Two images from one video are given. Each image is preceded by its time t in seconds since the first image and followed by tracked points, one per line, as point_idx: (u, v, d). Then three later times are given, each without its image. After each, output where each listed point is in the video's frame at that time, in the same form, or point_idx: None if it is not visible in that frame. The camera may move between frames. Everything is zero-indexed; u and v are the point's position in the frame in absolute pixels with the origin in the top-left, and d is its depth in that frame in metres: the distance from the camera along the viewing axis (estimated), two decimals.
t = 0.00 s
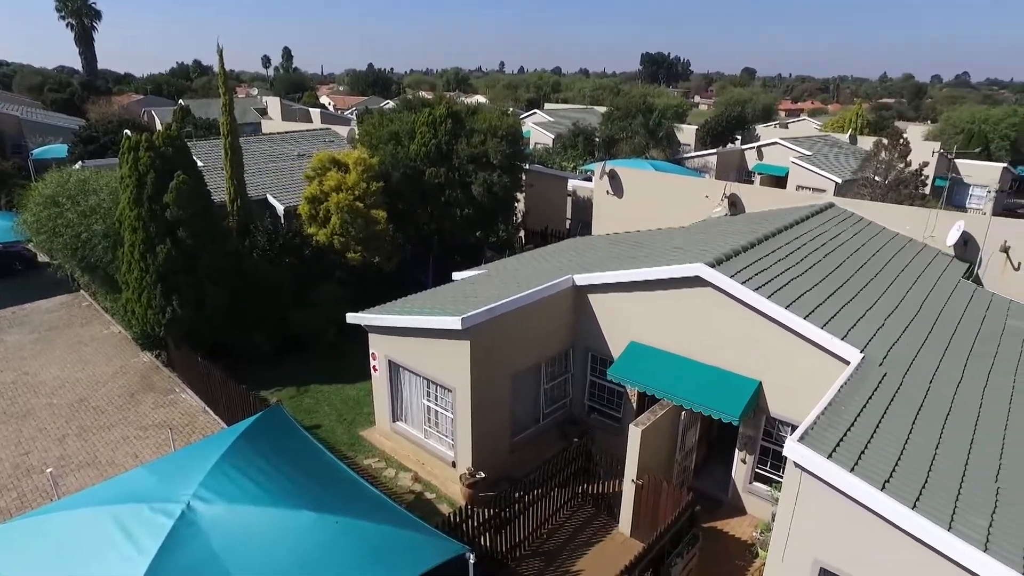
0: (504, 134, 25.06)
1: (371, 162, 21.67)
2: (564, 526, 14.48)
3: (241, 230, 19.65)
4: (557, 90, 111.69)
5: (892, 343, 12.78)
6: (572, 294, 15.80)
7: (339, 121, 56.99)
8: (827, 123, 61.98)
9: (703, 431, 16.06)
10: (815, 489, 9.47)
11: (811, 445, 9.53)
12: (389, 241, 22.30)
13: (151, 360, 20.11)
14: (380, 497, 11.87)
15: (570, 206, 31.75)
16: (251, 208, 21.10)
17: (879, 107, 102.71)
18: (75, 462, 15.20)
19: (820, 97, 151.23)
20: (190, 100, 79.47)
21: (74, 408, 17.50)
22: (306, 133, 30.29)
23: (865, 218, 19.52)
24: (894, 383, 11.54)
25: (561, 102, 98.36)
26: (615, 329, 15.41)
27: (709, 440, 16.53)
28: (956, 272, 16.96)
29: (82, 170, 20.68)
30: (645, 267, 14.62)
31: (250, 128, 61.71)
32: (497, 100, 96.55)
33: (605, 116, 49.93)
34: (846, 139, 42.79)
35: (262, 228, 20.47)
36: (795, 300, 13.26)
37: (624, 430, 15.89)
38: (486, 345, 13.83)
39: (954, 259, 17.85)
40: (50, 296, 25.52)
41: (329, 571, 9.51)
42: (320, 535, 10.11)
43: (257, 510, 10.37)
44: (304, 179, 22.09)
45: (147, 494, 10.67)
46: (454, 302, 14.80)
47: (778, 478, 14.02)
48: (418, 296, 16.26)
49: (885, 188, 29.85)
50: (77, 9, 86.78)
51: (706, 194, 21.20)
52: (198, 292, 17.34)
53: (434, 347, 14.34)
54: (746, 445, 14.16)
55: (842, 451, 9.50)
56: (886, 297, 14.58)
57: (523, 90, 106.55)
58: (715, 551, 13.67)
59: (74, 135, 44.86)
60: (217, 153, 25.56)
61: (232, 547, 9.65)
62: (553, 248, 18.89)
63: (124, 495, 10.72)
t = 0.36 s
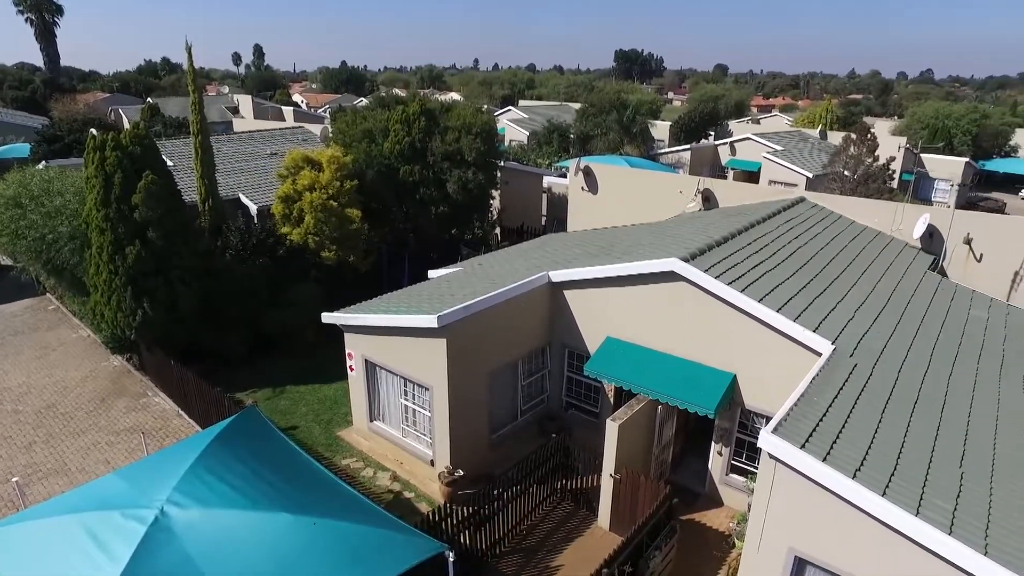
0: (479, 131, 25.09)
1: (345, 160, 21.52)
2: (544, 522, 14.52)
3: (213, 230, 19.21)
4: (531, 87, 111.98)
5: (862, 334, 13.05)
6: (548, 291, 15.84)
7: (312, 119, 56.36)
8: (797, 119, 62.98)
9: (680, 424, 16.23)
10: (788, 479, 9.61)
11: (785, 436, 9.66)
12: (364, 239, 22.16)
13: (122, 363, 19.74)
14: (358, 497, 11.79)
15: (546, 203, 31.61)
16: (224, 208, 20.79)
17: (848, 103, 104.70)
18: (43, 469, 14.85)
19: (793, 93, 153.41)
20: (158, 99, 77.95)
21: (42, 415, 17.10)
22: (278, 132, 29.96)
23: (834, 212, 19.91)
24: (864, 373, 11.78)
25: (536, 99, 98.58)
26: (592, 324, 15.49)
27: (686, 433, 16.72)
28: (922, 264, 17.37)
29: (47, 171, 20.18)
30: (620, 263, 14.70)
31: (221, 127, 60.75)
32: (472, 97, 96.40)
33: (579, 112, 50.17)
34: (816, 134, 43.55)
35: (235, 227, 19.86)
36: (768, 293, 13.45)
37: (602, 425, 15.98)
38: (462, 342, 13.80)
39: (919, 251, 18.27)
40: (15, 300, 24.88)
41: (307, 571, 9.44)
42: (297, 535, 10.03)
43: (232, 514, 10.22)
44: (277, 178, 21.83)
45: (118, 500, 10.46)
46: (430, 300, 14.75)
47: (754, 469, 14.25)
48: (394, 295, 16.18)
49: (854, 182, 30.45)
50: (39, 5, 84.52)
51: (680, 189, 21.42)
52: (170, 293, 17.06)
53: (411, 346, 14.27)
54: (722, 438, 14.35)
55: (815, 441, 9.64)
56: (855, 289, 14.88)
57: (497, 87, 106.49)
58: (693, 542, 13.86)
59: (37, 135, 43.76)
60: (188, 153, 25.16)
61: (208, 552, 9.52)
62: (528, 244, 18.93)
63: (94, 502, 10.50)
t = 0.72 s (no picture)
0: (454, 128, 25.14)
1: (319, 159, 21.35)
2: (524, 518, 14.55)
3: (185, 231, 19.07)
4: (507, 84, 111.92)
5: (834, 326, 13.27)
6: (525, 287, 15.85)
7: (285, 117, 55.75)
8: (770, 114, 63.80)
9: (658, 418, 16.36)
10: (763, 469, 9.72)
11: (760, 428, 9.77)
12: (339, 239, 22.00)
13: (93, 368, 19.37)
14: (338, 497, 11.71)
15: (522, 200, 31.42)
16: (196, 207, 20.49)
17: (820, 99, 106.36)
18: (12, 478, 14.51)
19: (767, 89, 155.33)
20: (126, 97, 76.33)
21: (10, 422, 16.70)
22: (250, 130, 29.58)
23: (806, 206, 20.20)
24: (837, 365, 11.98)
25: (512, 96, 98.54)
26: (569, 321, 15.54)
27: (664, 427, 16.88)
28: (892, 257, 17.72)
29: (11, 171, 19.70)
30: (597, 259, 14.75)
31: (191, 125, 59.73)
32: (448, 94, 96.04)
33: (555, 109, 50.29)
34: (788, 130, 44.21)
35: (207, 227, 19.79)
36: (742, 287, 13.61)
37: (581, 421, 16.06)
38: (440, 340, 13.76)
39: (889, 244, 18.63)
40: None
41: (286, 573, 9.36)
42: (275, 537, 9.93)
43: (209, 518, 10.09)
44: (250, 177, 21.59)
45: (90, 508, 10.28)
46: (406, 298, 14.68)
47: (731, 461, 14.45)
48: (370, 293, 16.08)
49: (825, 176, 30.97)
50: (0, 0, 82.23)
51: (655, 185, 21.59)
52: (141, 295, 16.75)
53: (389, 345, 14.20)
54: (700, 431, 14.51)
55: (790, 433, 9.77)
56: (827, 282, 15.13)
57: (473, 84, 106.25)
58: (672, 535, 14.01)
59: None
60: (158, 152, 24.74)
61: (185, 557, 9.39)
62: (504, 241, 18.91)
63: (65, 510, 10.30)
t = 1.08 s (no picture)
0: (429, 126, 25.19)
1: (294, 157, 21.14)
2: (506, 515, 14.56)
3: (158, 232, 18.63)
4: (483, 82, 111.77)
5: (808, 319, 13.47)
6: (504, 285, 15.85)
7: (259, 116, 55.10)
8: (744, 111, 64.53)
9: (637, 413, 16.48)
10: (742, 461, 9.81)
11: (738, 421, 9.86)
12: (315, 238, 21.85)
13: (64, 373, 18.98)
14: (319, 498, 11.60)
15: (499, 197, 31.30)
16: (168, 208, 20.18)
17: (792, 95, 107.85)
18: None
19: (741, 85, 157.06)
20: (93, 96, 74.71)
21: None
22: (223, 129, 29.19)
23: (780, 201, 20.48)
24: (812, 357, 12.16)
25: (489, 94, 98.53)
26: (548, 318, 15.57)
27: (643, 421, 17.02)
28: (864, 250, 18.04)
29: None
30: (574, 256, 14.80)
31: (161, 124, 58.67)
32: (425, 91, 95.64)
33: (530, 106, 50.40)
34: (761, 126, 44.80)
35: (181, 228, 19.25)
36: (718, 282, 13.75)
37: (561, 417, 16.12)
38: (419, 338, 13.71)
39: (860, 238, 18.96)
40: None
41: None
42: (255, 541, 9.81)
43: (186, 523, 9.95)
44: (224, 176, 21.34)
45: (63, 516, 10.09)
46: (384, 297, 14.60)
47: (709, 454, 14.60)
48: (347, 293, 15.98)
49: (798, 172, 31.45)
50: None
51: (631, 181, 21.73)
52: (113, 298, 16.42)
53: (367, 344, 14.12)
54: (678, 425, 14.63)
55: (767, 425, 9.88)
56: (801, 276, 15.35)
57: (449, 82, 105.94)
58: (653, 528, 14.11)
59: None
60: (128, 152, 24.32)
61: (161, 563, 9.25)
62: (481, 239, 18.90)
63: (37, 519, 10.10)
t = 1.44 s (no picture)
0: (406, 124, 25.07)
1: (269, 156, 20.87)
2: (489, 512, 14.58)
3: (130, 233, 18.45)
4: (459, 79, 111.46)
5: (784, 312, 13.68)
6: (482, 282, 15.85)
7: (231, 114, 54.34)
8: (718, 107, 65.22)
9: (617, 408, 16.61)
10: (722, 454, 9.93)
11: (717, 414, 9.96)
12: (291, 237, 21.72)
13: (33, 378, 18.58)
14: (300, 500, 11.50)
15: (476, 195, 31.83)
16: (140, 208, 19.84)
17: (765, 91, 109.23)
18: None
19: (715, 82, 158.73)
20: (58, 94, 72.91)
21: None
22: (195, 128, 28.76)
23: (754, 196, 20.73)
24: (788, 350, 12.35)
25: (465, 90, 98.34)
26: (527, 314, 15.61)
27: (623, 416, 17.15)
28: (836, 244, 18.36)
29: None
30: (553, 252, 14.83)
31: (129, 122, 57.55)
32: (401, 89, 95.06)
33: (506, 103, 50.44)
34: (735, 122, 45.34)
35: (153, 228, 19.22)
36: (695, 276, 13.90)
37: (541, 413, 16.19)
38: (398, 337, 13.66)
39: (833, 232, 19.28)
40: None
41: None
42: (234, 544, 9.72)
43: (165, 529, 9.81)
44: (197, 176, 21.06)
45: (36, 526, 9.88)
46: (362, 297, 14.51)
47: (689, 447, 14.76)
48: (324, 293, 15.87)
49: (771, 167, 31.90)
50: None
51: (608, 178, 21.87)
52: (84, 301, 16.10)
53: (346, 344, 14.04)
54: (658, 419, 14.76)
55: (745, 417, 10.01)
56: (776, 270, 15.57)
57: (425, 79, 105.49)
58: (635, 522, 14.24)
59: None
60: (97, 152, 23.86)
61: (139, 570, 9.12)
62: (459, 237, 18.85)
63: (9, 530, 9.89)
